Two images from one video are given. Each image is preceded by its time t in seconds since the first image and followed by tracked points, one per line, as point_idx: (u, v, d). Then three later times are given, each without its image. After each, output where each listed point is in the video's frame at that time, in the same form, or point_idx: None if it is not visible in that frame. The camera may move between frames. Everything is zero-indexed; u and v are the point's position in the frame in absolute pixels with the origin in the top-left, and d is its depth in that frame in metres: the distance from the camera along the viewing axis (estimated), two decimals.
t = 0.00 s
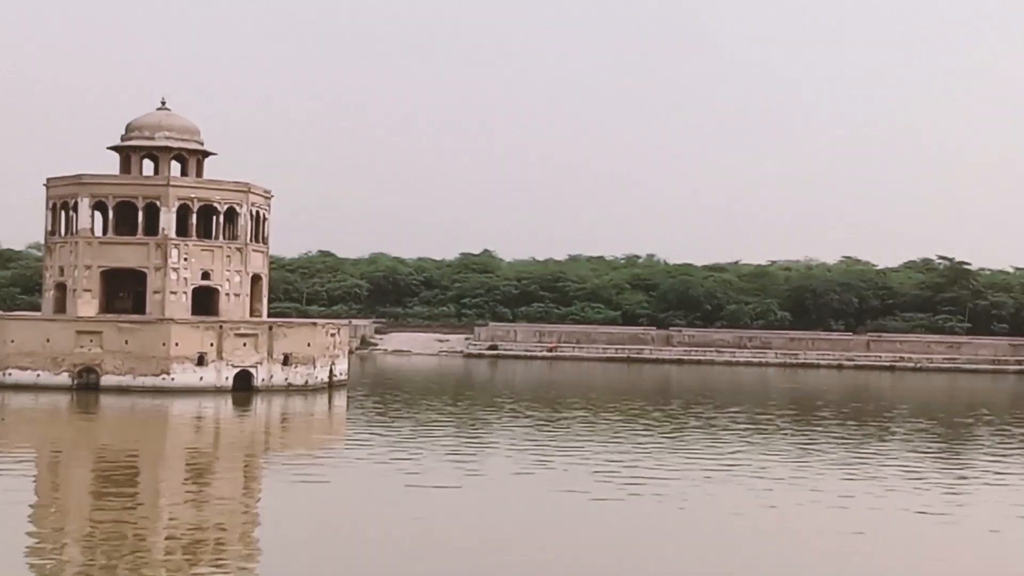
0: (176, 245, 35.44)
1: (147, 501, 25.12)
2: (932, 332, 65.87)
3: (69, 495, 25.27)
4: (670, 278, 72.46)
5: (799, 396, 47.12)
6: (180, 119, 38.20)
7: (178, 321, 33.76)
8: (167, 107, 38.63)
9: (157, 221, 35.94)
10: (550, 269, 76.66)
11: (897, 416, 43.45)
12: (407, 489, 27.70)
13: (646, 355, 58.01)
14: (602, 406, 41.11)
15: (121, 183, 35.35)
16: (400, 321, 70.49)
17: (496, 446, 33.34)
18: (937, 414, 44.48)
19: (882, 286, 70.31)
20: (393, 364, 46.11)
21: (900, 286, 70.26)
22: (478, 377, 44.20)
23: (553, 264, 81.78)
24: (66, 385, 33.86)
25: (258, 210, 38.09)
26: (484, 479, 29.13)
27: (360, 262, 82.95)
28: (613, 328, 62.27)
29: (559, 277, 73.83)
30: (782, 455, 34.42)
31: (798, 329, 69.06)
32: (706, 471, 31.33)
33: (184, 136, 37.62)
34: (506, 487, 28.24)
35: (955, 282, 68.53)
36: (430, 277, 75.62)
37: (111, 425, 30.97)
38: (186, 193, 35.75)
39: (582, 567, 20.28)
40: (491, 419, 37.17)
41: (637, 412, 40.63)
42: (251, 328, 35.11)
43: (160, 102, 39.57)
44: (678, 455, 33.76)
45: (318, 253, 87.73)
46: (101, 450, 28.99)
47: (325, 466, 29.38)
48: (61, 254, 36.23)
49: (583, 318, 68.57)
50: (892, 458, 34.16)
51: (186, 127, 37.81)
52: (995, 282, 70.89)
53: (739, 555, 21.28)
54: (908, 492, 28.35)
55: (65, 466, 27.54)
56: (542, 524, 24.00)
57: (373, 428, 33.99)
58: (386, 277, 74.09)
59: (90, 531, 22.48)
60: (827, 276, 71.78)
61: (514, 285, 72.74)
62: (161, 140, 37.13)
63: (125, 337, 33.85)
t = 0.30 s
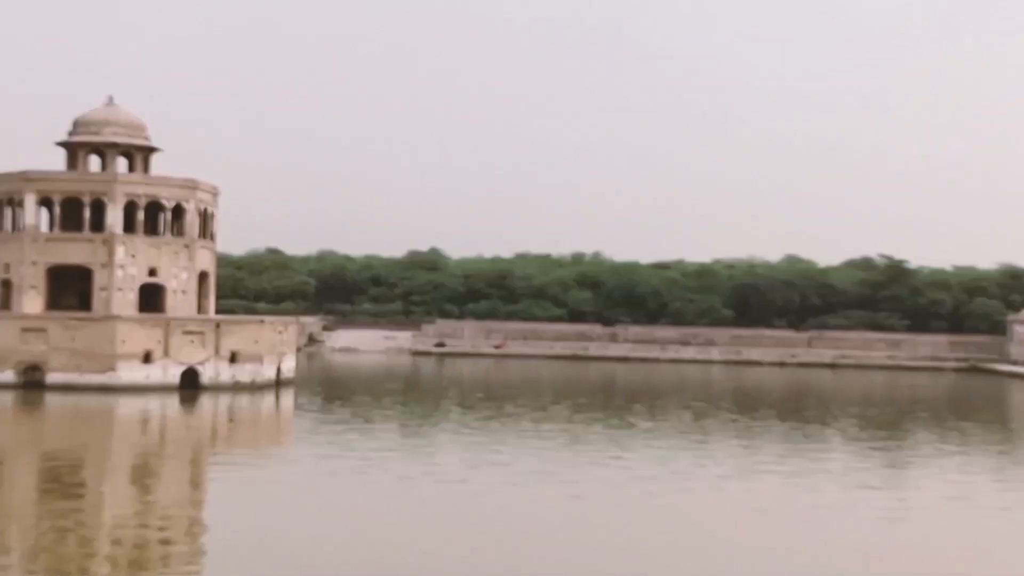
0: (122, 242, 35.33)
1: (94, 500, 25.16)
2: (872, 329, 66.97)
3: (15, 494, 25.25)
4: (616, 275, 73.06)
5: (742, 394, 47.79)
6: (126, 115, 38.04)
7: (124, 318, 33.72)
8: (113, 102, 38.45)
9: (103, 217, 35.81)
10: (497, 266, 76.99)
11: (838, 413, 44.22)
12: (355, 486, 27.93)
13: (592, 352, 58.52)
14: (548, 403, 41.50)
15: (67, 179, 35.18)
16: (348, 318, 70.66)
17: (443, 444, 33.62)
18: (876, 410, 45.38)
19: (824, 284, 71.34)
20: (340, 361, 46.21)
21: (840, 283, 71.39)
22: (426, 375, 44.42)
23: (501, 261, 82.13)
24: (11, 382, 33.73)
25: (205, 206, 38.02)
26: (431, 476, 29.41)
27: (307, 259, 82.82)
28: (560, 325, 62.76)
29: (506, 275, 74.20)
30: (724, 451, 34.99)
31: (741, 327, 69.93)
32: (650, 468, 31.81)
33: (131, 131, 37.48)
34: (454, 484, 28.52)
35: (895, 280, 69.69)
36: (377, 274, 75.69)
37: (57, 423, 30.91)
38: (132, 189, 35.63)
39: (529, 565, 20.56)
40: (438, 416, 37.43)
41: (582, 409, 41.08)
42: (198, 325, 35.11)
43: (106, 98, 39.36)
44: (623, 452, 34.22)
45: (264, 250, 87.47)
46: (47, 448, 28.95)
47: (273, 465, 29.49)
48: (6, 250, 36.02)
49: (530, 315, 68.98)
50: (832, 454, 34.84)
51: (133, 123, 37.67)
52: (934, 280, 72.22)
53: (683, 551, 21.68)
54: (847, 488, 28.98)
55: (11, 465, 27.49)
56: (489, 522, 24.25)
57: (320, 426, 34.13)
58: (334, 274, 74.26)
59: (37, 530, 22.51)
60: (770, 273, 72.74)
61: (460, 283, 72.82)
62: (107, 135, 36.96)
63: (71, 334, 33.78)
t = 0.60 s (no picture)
0: (65, 239, 35.15)
1: (37, 498, 25.08)
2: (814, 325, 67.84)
3: None
4: (561, 273, 73.46)
5: (685, 390, 48.33)
6: (69, 111, 37.79)
7: (67, 316, 33.60)
8: (56, 98, 38.18)
9: (46, 214, 35.59)
10: (442, 263, 77.15)
11: (778, 409, 44.85)
12: (300, 484, 28.02)
13: (537, 349, 58.84)
14: (493, 400, 41.73)
15: (9, 175, 34.94)
16: (293, 315, 70.49)
17: (388, 441, 33.76)
18: (815, 406, 46.05)
19: (766, 281, 72.17)
20: (285, 360, 46.21)
21: (782, 280, 72.25)
22: (371, 372, 44.51)
23: (446, 258, 82.28)
24: None
25: (149, 203, 37.86)
26: (376, 474, 29.55)
27: (252, 256, 82.50)
28: (505, 322, 63.05)
29: (451, 272, 74.40)
30: (667, 447, 35.41)
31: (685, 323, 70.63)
32: (593, 464, 32.15)
33: (74, 127, 37.25)
34: (398, 481, 28.68)
35: (836, 277, 70.63)
36: (323, 272, 75.54)
37: None
38: (75, 185, 35.45)
39: (460, 560, 20.70)
40: (383, 413, 37.55)
41: (526, 406, 41.36)
42: (142, 323, 35.01)
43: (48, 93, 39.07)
44: (567, 448, 34.54)
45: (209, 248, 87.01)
46: None
47: (217, 462, 29.50)
48: None
49: (475, 312, 69.18)
50: (772, 449, 35.37)
51: (76, 119, 37.44)
52: (873, 277, 73.26)
53: (627, 545, 21.96)
54: (786, 482, 29.45)
55: None
56: (429, 519, 24.38)
57: (264, 423, 34.13)
58: (279, 272, 74.35)
59: None
60: (713, 271, 73.45)
61: (406, 280, 72.97)
62: (50, 131, 36.71)
63: (13, 332, 33.63)
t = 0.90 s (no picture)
0: (4, 235, 34.63)
1: None
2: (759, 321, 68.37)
3: None
4: (507, 269, 73.48)
5: (630, 386, 48.51)
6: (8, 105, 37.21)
7: (6, 313, 33.12)
8: None
9: None
10: (388, 259, 76.93)
11: (723, 404, 45.14)
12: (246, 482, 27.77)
13: (484, 346, 58.83)
14: (439, 397, 41.63)
15: None
16: (237, 312, 69.93)
17: (333, 438, 33.58)
18: (758, 401, 46.40)
19: (712, 276, 72.63)
20: (229, 357, 45.83)
21: (727, 276, 72.71)
22: (315, 370, 44.25)
23: (392, 255, 82.05)
24: None
25: (90, 199, 37.37)
26: (322, 472, 29.36)
27: (195, 253, 81.80)
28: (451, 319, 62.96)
29: (397, 269, 74.19)
30: (612, 442, 35.53)
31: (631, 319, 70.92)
32: (539, 460, 32.17)
33: (12, 122, 36.68)
34: (345, 479, 28.52)
35: (780, 273, 71.22)
36: (267, 268, 75.03)
37: None
38: (14, 181, 34.93)
39: (422, 558, 20.60)
40: (327, 410, 37.34)
41: (472, 402, 41.32)
42: (83, 321, 34.56)
43: None
44: (513, 444, 34.55)
45: (151, 244, 86.16)
46: None
47: (160, 461, 29.18)
48: None
49: (421, 308, 69.03)
50: (717, 444, 35.58)
51: (15, 114, 36.87)
52: (817, 273, 73.96)
53: (580, 541, 22.03)
54: (730, 476, 29.63)
55: None
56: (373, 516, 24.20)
57: (208, 422, 33.82)
58: (222, 268, 73.61)
59: None
60: (659, 267, 73.78)
61: (351, 277, 72.73)
62: None
63: None
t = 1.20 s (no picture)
0: None
1: None
2: (708, 317, 68.53)
3: None
4: (456, 265, 73.18)
5: (579, 382, 48.37)
6: None
7: None
8: None
9: None
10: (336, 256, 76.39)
11: (671, 400, 45.10)
12: (191, 481, 27.31)
13: (432, 342, 58.48)
14: (385, 394, 41.26)
15: None
16: (181, 309, 69.11)
17: (277, 436, 33.13)
18: (706, 397, 46.42)
19: (661, 273, 72.73)
20: (171, 355, 45.19)
21: (677, 272, 72.87)
22: (260, 367, 43.75)
23: (340, 251, 81.54)
24: None
25: (30, 195, 36.66)
26: (267, 470, 28.94)
27: (139, 249, 80.78)
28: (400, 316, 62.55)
29: (345, 265, 73.66)
30: (560, 439, 35.37)
31: (581, 316, 70.90)
32: (487, 457, 31.91)
33: None
34: (291, 478, 28.10)
35: (729, 269, 71.44)
36: (212, 265, 74.22)
37: None
38: None
39: (375, 554, 20.34)
40: (273, 408, 36.89)
41: (419, 399, 41.00)
42: (22, 318, 33.89)
43: None
44: (460, 441, 34.28)
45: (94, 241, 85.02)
46: None
47: (101, 461, 28.65)
48: None
49: (369, 305, 68.57)
50: (665, 440, 35.51)
51: None
52: (765, 269, 74.27)
53: (535, 536, 21.79)
54: (679, 473, 29.53)
55: None
56: (319, 514, 23.86)
57: (151, 421, 33.27)
58: (166, 264, 72.68)
59: None
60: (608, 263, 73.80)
61: (299, 273, 72.14)
62: None
63: None
